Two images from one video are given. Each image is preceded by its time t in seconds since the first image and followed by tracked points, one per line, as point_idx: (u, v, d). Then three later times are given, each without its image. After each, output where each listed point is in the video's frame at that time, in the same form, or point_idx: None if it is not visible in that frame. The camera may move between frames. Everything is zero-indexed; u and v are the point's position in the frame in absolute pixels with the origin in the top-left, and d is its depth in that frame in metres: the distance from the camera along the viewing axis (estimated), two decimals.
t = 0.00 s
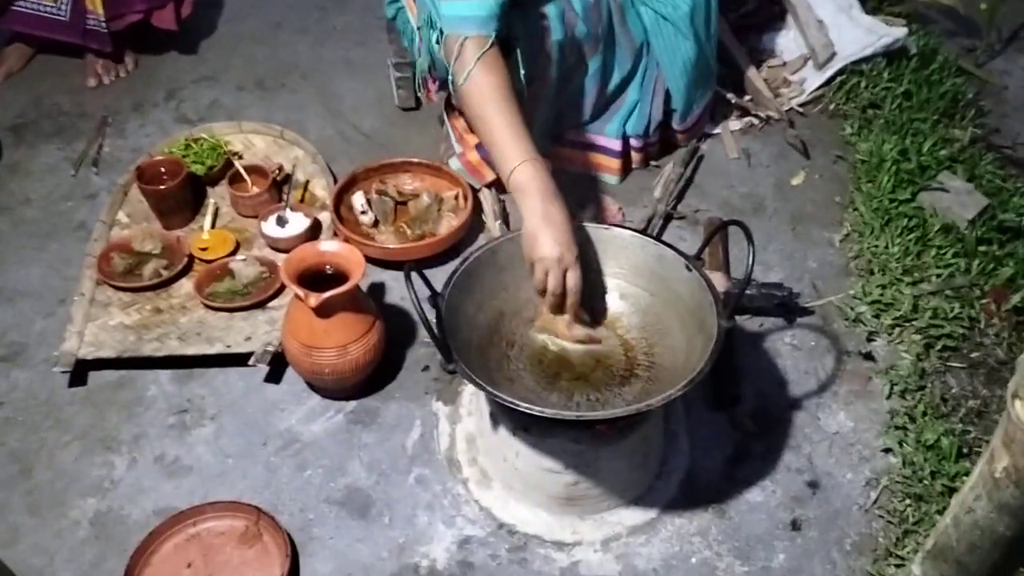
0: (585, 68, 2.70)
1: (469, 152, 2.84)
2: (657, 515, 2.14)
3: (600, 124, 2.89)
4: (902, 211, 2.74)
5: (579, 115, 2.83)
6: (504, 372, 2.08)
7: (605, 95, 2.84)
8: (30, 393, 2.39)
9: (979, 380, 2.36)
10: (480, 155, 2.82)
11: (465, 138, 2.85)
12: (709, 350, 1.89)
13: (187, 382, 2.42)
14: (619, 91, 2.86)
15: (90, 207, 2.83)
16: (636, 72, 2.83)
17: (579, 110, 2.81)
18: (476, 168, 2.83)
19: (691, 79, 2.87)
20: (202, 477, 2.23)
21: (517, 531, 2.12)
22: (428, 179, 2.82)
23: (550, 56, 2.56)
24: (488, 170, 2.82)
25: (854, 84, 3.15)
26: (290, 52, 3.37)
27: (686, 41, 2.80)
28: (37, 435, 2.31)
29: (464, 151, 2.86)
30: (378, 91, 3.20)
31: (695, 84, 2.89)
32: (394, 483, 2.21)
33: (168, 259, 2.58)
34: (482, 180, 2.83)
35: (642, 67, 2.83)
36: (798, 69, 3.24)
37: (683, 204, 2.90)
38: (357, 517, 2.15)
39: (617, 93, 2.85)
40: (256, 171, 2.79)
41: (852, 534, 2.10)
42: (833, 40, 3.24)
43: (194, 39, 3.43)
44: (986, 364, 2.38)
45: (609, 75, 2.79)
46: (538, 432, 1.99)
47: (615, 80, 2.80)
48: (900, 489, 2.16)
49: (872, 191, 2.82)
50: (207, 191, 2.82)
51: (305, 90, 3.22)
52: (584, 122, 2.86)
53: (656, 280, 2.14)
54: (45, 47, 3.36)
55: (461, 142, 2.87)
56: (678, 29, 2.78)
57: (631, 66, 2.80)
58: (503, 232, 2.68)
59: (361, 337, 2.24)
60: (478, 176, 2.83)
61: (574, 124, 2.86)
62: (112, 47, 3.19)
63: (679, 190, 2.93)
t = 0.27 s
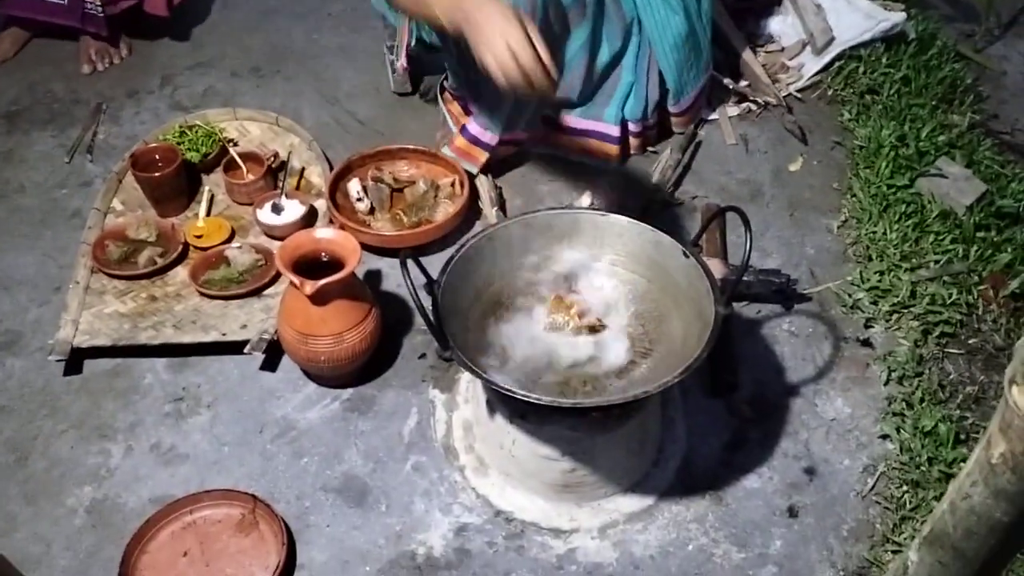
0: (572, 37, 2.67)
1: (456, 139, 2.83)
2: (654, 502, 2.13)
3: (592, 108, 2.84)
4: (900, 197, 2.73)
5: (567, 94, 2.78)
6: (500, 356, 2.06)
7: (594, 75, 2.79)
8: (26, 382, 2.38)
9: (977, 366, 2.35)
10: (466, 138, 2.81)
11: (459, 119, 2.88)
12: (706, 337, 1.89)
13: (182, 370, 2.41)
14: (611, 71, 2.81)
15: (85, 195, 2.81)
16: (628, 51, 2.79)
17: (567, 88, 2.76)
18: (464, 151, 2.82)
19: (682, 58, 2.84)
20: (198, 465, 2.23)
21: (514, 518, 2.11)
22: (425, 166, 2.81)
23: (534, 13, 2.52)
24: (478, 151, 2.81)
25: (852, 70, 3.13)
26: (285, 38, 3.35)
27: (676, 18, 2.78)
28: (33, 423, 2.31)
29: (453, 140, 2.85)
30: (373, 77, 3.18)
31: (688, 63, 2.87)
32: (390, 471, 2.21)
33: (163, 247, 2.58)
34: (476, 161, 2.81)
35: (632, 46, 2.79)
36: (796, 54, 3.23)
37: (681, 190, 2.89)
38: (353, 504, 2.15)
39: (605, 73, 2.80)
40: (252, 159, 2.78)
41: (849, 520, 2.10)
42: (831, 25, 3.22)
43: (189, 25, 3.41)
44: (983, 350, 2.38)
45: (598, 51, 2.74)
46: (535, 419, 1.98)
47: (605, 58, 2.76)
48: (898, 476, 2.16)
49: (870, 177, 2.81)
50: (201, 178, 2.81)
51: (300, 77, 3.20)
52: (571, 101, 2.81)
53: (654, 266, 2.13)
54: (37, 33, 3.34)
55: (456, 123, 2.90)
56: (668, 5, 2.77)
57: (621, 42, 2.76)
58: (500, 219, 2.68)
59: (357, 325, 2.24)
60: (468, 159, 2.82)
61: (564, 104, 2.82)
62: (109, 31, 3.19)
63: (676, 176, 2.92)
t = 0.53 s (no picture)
0: None
1: (457, 115, 2.82)
2: (651, 491, 2.13)
3: (581, 83, 2.84)
4: (898, 185, 2.72)
5: (545, 60, 2.78)
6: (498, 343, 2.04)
7: (572, 43, 2.77)
8: (21, 372, 2.38)
9: (975, 355, 2.35)
10: (466, 112, 2.80)
11: (449, 98, 2.92)
12: (705, 325, 1.88)
13: (179, 360, 2.40)
14: (594, 42, 2.79)
15: (80, 184, 2.80)
16: (610, 21, 2.76)
17: (547, 57, 2.78)
18: (466, 125, 2.81)
19: (666, 27, 2.81)
20: (195, 455, 2.22)
21: (512, 507, 2.11)
22: (423, 155, 2.80)
23: None
24: (479, 124, 2.79)
25: (850, 58, 3.12)
26: (281, 27, 3.34)
27: None
28: (29, 413, 2.30)
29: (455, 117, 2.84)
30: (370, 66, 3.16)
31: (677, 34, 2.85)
32: (387, 460, 2.20)
33: (159, 236, 2.57)
34: (477, 135, 2.80)
35: (612, 15, 2.75)
36: (795, 43, 3.22)
37: (679, 179, 2.88)
38: (350, 494, 2.14)
39: (584, 41, 2.77)
40: (247, 148, 2.77)
41: (846, 509, 2.10)
42: (830, 13, 3.21)
43: (183, 15, 3.39)
44: (982, 339, 2.37)
45: (574, 17, 2.73)
46: (533, 409, 1.97)
47: (581, 25, 2.74)
48: (895, 464, 2.16)
49: (868, 165, 2.80)
50: (197, 167, 2.80)
51: (296, 65, 3.19)
52: (549, 69, 2.80)
53: (651, 255, 2.12)
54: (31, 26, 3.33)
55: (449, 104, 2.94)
56: None
57: (600, 9, 2.73)
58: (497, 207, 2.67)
59: (353, 314, 2.23)
60: (473, 134, 2.81)
61: (549, 78, 2.82)
62: (98, 26, 3.18)
63: (674, 166, 2.91)
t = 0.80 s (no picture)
0: None
1: (447, 97, 2.83)
2: (648, 483, 2.14)
3: (585, 72, 2.86)
4: (894, 178, 2.73)
5: (551, 50, 2.81)
6: (494, 335, 2.04)
7: (578, 33, 2.80)
8: (19, 366, 2.38)
9: (970, 347, 2.35)
10: (458, 94, 2.81)
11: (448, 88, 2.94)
12: (700, 317, 1.89)
13: (176, 354, 2.41)
14: (599, 29, 2.82)
15: (77, 179, 2.80)
16: (614, 9, 2.79)
17: (551, 46, 2.80)
18: (457, 108, 2.81)
19: (671, 13, 2.85)
20: (193, 449, 2.23)
21: (509, 500, 2.12)
22: (419, 149, 2.79)
23: None
24: (472, 106, 2.80)
25: (847, 51, 3.13)
26: (277, 21, 3.34)
27: None
28: (26, 407, 2.31)
29: (446, 101, 2.85)
30: (366, 59, 3.16)
31: (680, 15, 2.87)
32: (385, 453, 2.21)
33: (156, 230, 2.57)
34: (471, 119, 2.82)
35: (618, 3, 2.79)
36: (791, 36, 3.23)
37: (675, 173, 2.89)
38: (348, 487, 2.15)
39: (589, 30, 2.80)
40: (244, 142, 2.77)
41: (842, 501, 2.11)
42: (826, 7, 3.22)
43: (179, 9, 3.39)
44: (978, 331, 2.38)
45: (580, 5, 2.76)
46: (530, 401, 1.98)
47: (586, 14, 2.77)
48: (891, 456, 2.17)
49: (864, 159, 2.81)
50: (194, 162, 2.80)
51: (293, 59, 3.19)
52: (553, 58, 2.81)
53: (647, 249, 2.13)
54: (26, 22, 3.33)
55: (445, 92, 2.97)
56: None
57: None
58: (493, 200, 2.68)
59: (350, 308, 2.23)
60: (467, 118, 2.82)
61: (554, 66, 2.84)
62: (96, 22, 3.16)
63: (671, 159, 2.91)
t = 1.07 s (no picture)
0: None
1: (459, 102, 2.78)
2: (641, 478, 2.14)
3: (581, 70, 2.84)
4: (887, 173, 2.73)
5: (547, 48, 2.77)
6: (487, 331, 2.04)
7: (574, 31, 2.77)
8: (11, 363, 2.38)
9: (962, 342, 2.36)
10: (469, 99, 2.76)
11: (450, 86, 2.91)
12: (692, 311, 1.90)
13: (168, 351, 2.40)
14: (594, 28, 2.80)
15: (69, 175, 2.80)
16: (609, 8, 2.76)
17: (548, 45, 2.76)
18: (469, 113, 2.78)
19: (665, 10, 2.83)
20: (185, 446, 2.22)
21: (502, 495, 2.11)
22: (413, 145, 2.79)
23: None
24: (482, 111, 2.76)
25: (840, 47, 3.13)
26: (270, 17, 3.33)
27: None
28: (18, 404, 2.30)
29: (457, 105, 2.81)
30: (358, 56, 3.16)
31: (674, 11, 2.85)
32: (378, 449, 2.21)
33: (148, 227, 2.57)
34: (481, 123, 2.78)
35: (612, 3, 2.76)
36: (785, 32, 3.23)
37: (669, 169, 2.89)
38: (341, 483, 2.15)
39: (585, 29, 2.78)
40: (236, 138, 2.77)
41: (835, 495, 2.11)
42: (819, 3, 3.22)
43: (172, 5, 3.39)
44: (970, 326, 2.38)
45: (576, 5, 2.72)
46: (522, 397, 1.98)
47: (583, 13, 2.74)
48: (883, 450, 2.17)
49: (857, 154, 2.81)
50: (186, 158, 2.80)
51: (285, 56, 3.18)
52: (552, 57, 2.79)
53: (639, 243, 2.13)
54: (18, 17, 3.32)
55: (448, 90, 2.93)
56: None
57: None
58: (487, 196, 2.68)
59: (343, 304, 2.23)
60: (476, 122, 2.79)
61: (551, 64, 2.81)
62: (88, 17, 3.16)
63: (664, 155, 2.92)
